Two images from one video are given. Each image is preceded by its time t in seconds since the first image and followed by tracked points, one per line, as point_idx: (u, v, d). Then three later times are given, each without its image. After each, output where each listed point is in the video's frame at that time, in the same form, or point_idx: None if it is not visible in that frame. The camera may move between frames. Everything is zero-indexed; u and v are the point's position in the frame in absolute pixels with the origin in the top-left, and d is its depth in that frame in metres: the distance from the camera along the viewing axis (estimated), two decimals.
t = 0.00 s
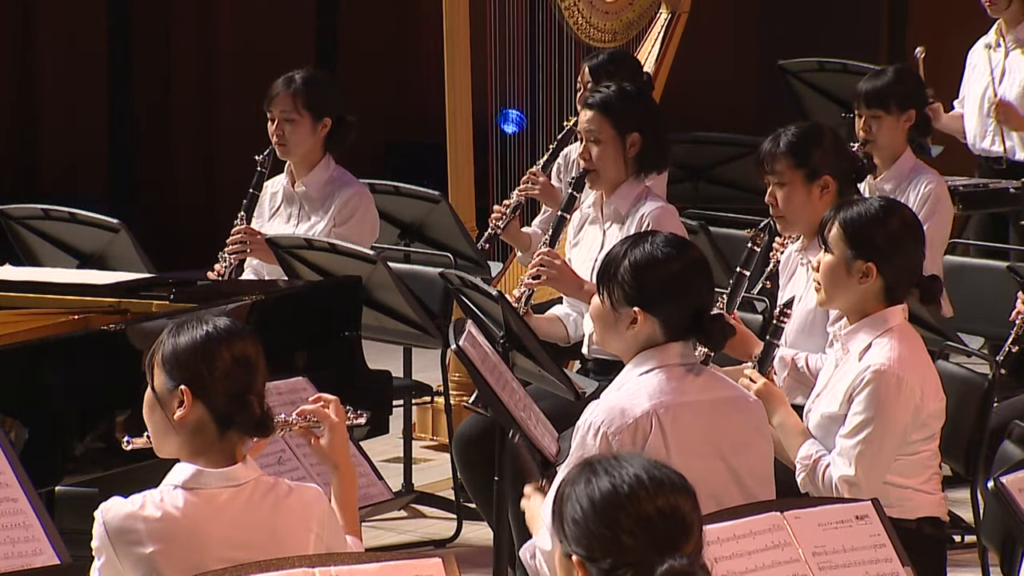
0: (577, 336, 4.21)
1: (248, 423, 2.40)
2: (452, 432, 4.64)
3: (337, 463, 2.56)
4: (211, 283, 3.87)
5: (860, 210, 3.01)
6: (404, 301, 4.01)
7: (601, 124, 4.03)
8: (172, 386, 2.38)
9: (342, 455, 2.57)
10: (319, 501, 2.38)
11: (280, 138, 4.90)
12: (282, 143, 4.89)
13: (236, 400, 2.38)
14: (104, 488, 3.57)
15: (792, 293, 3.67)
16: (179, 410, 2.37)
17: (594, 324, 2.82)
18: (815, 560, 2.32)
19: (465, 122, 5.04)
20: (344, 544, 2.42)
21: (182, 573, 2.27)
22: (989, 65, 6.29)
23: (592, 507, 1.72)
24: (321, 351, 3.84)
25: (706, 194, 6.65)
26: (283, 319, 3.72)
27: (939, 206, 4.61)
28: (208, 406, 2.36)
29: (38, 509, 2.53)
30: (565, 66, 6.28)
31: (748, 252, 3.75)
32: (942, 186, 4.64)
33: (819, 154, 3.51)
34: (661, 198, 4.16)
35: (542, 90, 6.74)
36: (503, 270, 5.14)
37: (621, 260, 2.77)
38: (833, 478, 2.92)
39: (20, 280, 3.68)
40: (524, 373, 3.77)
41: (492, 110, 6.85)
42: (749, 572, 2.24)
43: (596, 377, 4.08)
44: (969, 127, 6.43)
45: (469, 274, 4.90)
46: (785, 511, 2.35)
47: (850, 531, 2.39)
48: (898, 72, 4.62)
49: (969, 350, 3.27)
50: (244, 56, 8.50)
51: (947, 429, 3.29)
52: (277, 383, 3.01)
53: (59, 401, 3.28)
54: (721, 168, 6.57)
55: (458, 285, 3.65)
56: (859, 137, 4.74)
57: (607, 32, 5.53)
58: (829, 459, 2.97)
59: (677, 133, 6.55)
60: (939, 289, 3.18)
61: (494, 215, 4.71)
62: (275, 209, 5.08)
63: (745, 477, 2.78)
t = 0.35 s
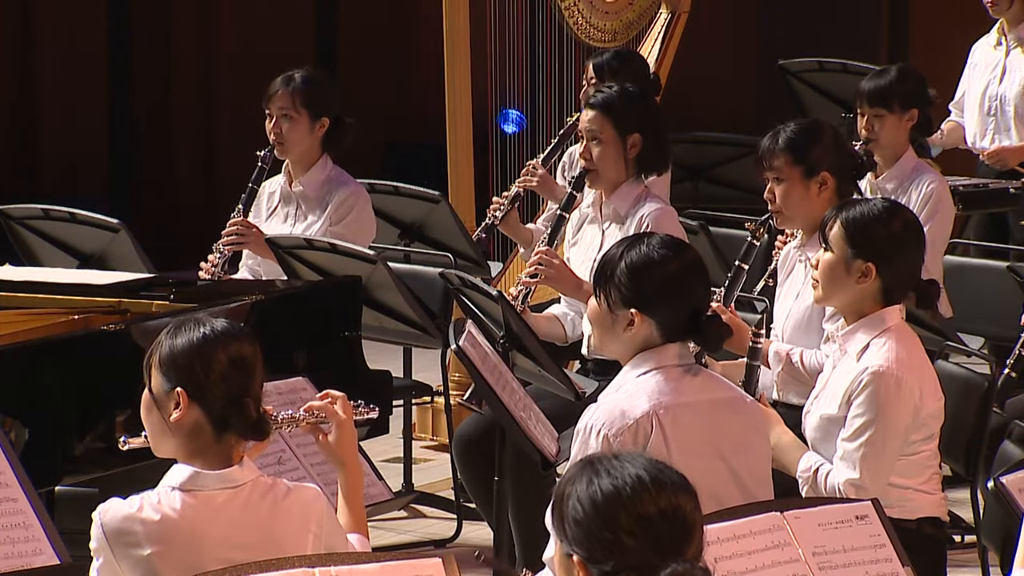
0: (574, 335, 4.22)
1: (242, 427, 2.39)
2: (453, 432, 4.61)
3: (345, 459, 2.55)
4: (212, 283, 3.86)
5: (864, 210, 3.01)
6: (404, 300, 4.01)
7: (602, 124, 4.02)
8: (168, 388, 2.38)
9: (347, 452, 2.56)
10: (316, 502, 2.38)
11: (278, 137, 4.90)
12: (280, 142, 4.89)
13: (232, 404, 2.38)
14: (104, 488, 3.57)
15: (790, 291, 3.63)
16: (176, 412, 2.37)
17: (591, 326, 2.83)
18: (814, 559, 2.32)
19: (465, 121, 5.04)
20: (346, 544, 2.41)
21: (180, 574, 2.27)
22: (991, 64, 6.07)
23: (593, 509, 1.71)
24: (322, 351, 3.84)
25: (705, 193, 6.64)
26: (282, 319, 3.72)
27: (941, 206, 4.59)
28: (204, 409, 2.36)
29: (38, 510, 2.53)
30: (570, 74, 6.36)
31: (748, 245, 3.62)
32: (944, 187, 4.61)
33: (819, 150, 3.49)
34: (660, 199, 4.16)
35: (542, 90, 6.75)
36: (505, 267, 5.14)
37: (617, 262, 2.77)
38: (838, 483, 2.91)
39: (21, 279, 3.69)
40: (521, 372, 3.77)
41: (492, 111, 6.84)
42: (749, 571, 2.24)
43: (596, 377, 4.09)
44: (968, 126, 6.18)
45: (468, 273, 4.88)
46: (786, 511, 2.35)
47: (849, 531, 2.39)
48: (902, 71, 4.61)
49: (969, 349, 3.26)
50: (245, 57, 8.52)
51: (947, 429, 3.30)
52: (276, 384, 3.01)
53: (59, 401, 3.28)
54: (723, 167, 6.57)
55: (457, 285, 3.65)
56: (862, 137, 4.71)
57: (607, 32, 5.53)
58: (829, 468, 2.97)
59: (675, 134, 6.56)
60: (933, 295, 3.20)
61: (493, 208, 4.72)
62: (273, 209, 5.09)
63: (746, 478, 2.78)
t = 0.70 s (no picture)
0: (572, 334, 4.28)
1: (239, 425, 2.47)
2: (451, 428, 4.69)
3: (352, 455, 2.63)
4: (215, 282, 3.93)
5: (850, 208, 3.16)
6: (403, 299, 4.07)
7: (598, 128, 4.10)
8: (168, 386, 2.46)
9: (355, 448, 2.64)
10: (315, 496, 2.46)
11: (278, 140, 4.97)
12: (280, 145, 4.96)
13: (230, 401, 2.46)
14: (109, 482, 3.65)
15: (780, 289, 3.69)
16: (175, 409, 2.45)
17: (583, 326, 2.90)
18: (804, 552, 2.39)
19: (463, 122, 5.12)
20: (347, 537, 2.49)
21: (181, 568, 2.36)
22: (976, 67, 6.00)
23: (592, 491, 1.79)
24: (322, 348, 3.91)
25: (699, 193, 6.73)
26: (283, 318, 3.78)
27: (933, 207, 4.57)
28: (202, 406, 2.44)
29: (44, 503, 2.61)
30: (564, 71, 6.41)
31: (737, 244, 3.69)
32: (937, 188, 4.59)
33: (805, 151, 3.56)
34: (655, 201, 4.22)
35: (539, 91, 6.80)
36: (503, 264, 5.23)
37: (607, 262, 2.85)
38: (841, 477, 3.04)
39: (26, 277, 3.77)
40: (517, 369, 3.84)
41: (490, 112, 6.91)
42: (743, 564, 2.31)
43: (591, 374, 4.19)
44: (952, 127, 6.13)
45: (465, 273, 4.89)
46: (777, 505, 2.42)
47: (838, 524, 2.47)
48: (896, 75, 4.64)
49: (956, 347, 3.35)
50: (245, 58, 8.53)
51: (932, 425, 3.38)
52: (277, 380, 3.08)
53: (65, 399, 3.36)
54: (718, 167, 6.66)
55: (455, 284, 3.72)
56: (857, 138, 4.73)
57: (602, 37, 5.61)
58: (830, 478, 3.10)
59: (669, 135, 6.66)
60: (915, 294, 3.37)
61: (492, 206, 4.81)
62: (273, 210, 5.17)
63: (735, 472, 2.85)
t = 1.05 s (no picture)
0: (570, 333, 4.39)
1: (245, 420, 2.59)
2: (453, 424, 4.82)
3: (363, 451, 2.72)
4: (224, 282, 4.05)
5: (837, 209, 3.32)
6: (408, 299, 4.17)
7: (595, 135, 4.21)
8: (177, 381, 2.58)
9: (368, 445, 2.73)
10: (321, 490, 2.57)
11: (284, 147, 5.09)
12: (287, 151, 5.08)
13: (237, 398, 2.58)
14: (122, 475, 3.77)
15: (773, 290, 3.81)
16: (183, 404, 2.57)
17: (576, 328, 3.01)
18: (793, 543, 2.51)
19: (465, 125, 5.24)
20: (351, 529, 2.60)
21: (190, 559, 2.48)
22: (959, 75, 6.05)
23: (592, 483, 1.92)
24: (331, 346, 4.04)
25: (694, 196, 6.83)
26: (290, 318, 3.92)
27: (923, 214, 4.60)
28: (210, 403, 2.56)
29: (60, 497, 2.71)
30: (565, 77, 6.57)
31: (729, 246, 3.84)
32: (927, 193, 4.62)
33: (792, 156, 3.69)
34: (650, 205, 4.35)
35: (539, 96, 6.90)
36: (503, 268, 5.32)
37: (601, 264, 2.97)
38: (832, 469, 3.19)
39: (43, 276, 3.89)
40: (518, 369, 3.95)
41: (490, 116, 7.03)
42: (734, 556, 2.42)
43: (589, 372, 4.32)
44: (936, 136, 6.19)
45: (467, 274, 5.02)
46: (768, 498, 2.54)
47: (827, 516, 2.58)
48: (888, 84, 4.70)
49: (940, 345, 3.48)
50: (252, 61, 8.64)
51: (916, 420, 3.50)
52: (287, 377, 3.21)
53: (79, 396, 3.48)
54: (711, 171, 6.77)
55: (458, 284, 3.85)
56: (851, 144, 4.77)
57: (598, 46, 5.73)
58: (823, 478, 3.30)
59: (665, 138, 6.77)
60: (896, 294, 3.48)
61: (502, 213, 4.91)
62: (281, 213, 5.28)
63: (724, 464, 2.96)
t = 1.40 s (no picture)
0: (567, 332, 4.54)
1: (255, 412, 2.73)
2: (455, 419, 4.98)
3: (375, 448, 2.85)
4: (236, 283, 4.20)
5: (817, 212, 3.50)
6: (412, 299, 4.33)
7: (591, 142, 4.37)
8: (189, 377, 2.72)
9: (380, 442, 2.86)
10: (327, 484, 2.72)
11: (292, 153, 5.25)
12: (294, 158, 5.25)
13: (247, 391, 2.72)
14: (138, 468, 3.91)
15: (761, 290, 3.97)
16: (195, 399, 2.71)
17: (574, 321, 3.15)
18: (782, 533, 2.63)
19: (467, 129, 5.38)
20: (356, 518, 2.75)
21: (201, 547, 2.64)
22: (939, 85, 6.29)
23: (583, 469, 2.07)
24: (338, 344, 4.19)
25: (687, 202, 6.96)
26: (301, 318, 4.07)
27: (911, 222, 4.70)
28: (221, 398, 2.70)
29: (78, 489, 2.85)
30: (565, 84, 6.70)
31: (722, 247, 3.99)
32: (915, 200, 4.71)
33: (780, 163, 3.84)
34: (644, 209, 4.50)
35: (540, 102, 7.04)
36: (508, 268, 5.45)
37: (601, 264, 3.11)
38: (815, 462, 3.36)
39: (61, 278, 4.03)
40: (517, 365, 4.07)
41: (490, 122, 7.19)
42: (725, 544, 2.54)
43: (586, 369, 4.50)
44: (916, 140, 6.45)
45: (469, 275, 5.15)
46: (756, 489, 2.66)
47: (813, 507, 2.71)
48: (877, 92, 4.75)
49: (922, 343, 3.63)
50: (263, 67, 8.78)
51: (900, 417, 3.65)
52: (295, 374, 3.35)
53: (98, 390, 3.63)
54: (702, 177, 6.91)
55: (460, 285, 4.00)
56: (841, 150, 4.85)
57: (595, 54, 5.83)
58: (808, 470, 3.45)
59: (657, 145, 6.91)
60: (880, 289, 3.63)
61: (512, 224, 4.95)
62: (289, 216, 5.44)
63: (713, 455, 3.11)
